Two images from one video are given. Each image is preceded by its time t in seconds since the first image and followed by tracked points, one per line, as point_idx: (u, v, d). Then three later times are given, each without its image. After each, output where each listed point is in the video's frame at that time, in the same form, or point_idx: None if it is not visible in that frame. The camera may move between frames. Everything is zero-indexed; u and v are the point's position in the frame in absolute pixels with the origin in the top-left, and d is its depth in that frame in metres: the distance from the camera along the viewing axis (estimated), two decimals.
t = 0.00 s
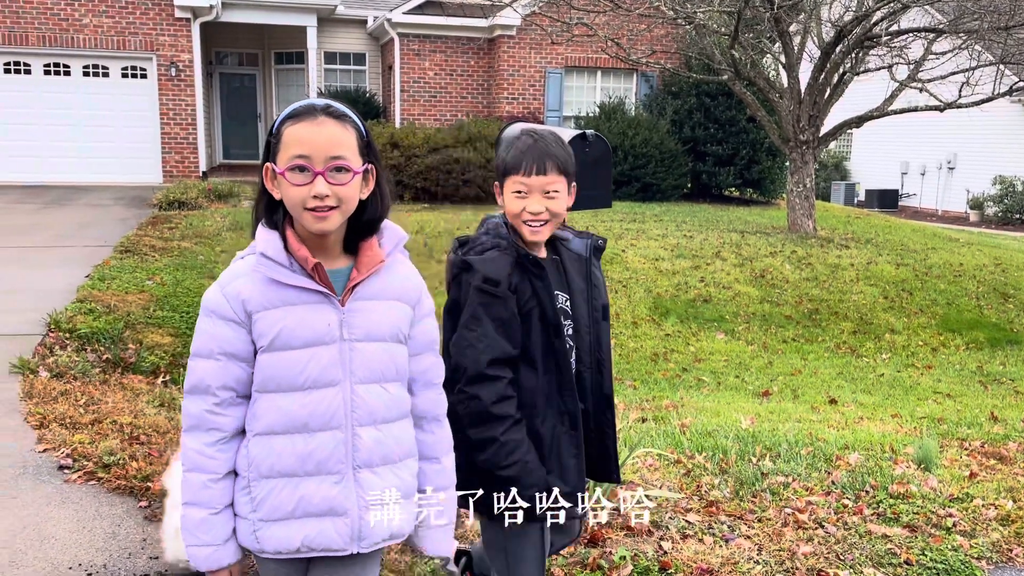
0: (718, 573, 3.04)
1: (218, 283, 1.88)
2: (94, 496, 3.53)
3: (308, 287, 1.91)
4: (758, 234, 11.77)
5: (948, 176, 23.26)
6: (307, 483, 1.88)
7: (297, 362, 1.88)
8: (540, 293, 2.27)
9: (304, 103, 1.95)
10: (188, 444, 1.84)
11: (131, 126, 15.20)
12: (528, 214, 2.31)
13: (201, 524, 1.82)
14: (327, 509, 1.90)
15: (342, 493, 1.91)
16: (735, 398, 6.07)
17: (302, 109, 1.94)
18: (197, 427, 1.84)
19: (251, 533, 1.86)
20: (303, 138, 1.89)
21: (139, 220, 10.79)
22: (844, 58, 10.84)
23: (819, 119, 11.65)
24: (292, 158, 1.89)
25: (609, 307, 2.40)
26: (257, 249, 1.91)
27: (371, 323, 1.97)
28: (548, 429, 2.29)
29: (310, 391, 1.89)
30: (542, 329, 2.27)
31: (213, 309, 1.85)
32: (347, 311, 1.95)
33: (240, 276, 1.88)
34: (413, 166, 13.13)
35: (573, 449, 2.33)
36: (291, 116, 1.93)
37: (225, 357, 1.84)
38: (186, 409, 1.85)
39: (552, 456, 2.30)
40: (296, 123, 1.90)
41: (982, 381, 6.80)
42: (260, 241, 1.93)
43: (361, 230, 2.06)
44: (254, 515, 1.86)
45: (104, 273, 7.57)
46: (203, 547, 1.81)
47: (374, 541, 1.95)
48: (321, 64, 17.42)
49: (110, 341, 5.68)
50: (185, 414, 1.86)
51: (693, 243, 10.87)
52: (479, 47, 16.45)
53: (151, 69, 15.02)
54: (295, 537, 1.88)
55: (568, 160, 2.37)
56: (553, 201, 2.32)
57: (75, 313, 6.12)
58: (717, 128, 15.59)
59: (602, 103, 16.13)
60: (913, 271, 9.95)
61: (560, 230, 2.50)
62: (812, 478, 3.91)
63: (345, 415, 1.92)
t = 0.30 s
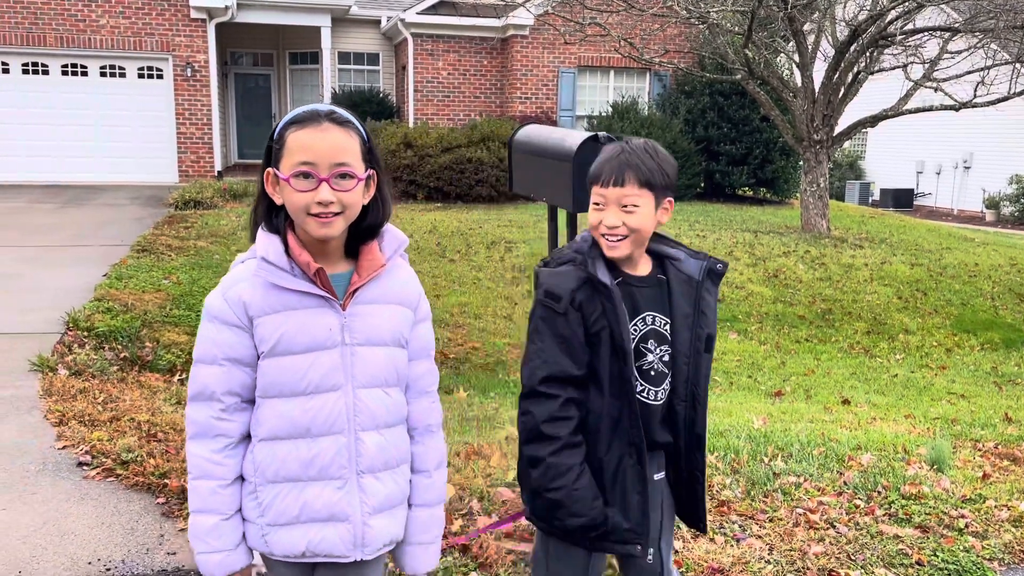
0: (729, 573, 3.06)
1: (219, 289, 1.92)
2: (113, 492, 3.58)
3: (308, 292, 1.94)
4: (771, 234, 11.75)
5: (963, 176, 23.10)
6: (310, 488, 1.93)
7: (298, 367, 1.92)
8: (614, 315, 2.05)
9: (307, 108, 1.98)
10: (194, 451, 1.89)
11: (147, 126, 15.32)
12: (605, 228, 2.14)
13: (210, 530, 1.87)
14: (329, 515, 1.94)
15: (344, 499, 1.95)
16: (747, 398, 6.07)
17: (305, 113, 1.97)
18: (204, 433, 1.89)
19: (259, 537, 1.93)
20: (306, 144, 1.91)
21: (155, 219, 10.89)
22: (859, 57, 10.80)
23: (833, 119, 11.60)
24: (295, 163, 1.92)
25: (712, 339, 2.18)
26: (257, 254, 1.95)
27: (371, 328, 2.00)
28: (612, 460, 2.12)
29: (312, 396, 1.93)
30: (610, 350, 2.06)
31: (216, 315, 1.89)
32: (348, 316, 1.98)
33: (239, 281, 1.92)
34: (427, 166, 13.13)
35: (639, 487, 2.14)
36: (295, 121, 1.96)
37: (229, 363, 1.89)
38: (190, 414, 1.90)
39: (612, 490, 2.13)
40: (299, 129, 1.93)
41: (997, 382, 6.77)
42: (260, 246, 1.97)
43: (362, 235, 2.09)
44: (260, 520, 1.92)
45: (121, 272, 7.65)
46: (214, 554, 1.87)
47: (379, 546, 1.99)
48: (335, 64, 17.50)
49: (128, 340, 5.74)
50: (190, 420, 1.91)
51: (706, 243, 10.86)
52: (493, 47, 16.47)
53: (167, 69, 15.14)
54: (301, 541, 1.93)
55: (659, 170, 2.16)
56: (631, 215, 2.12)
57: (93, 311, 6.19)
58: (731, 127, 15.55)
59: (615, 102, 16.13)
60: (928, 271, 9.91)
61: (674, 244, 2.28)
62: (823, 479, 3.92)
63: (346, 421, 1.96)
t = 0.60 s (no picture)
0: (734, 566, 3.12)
1: (231, 292, 1.98)
2: (131, 486, 3.66)
3: (317, 298, 2.00)
4: (782, 232, 11.76)
5: (977, 173, 22.97)
6: (321, 488, 2.00)
7: (307, 371, 1.98)
8: (682, 322, 2.05)
9: (317, 118, 2.03)
10: (209, 451, 1.95)
11: (160, 125, 15.44)
12: (684, 231, 2.15)
13: (229, 526, 1.94)
14: (340, 514, 2.00)
15: (353, 500, 2.01)
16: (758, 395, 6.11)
17: (317, 123, 2.02)
18: (219, 434, 1.95)
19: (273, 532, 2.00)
20: (317, 153, 1.97)
21: (169, 218, 11.00)
22: (870, 55, 10.79)
23: (844, 117, 11.60)
24: (306, 172, 1.97)
25: (817, 353, 2.14)
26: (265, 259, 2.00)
27: (377, 332, 2.05)
28: (681, 472, 2.13)
29: (322, 400, 1.99)
30: (679, 359, 2.08)
31: (228, 318, 1.95)
32: (355, 320, 2.04)
33: (250, 286, 1.97)
34: (438, 164, 13.19)
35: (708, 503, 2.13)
36: (307, 130, 2.01)
37: (242, 365, 1.95)
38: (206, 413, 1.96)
39: (678, 502, 2.15)
40: (310, 139, 1.99)
41: (1008, 380, 6.77)
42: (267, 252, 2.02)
43: (369, 241, 2.15)
44: (275, 516, 1.99)
45: (136, 269, 7.74)
46: (233, 552, 1.94)
47: (387, 543, 2.06)
48: (346, 62, 17.58)
49: (143, 337, 5.82)
50: (204, 422, 1.97)
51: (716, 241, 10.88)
52: (504, 45, 16.52)
53: (181, 68, 15.26)
54: (314, 539, 1.99)
55: (741, 172, 2.13)
56: (707, 217, 2.11)
57: (109, 309, 6.28)
58: (742, 125, 15.56)
59: (626, 100, 16.15)
60: (939, 270, 9.90)
61: (778, 252, 2.24)
62: (830, 476, 3.95)
63: (354, 423, 2.01)
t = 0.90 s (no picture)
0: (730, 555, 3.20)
1: (241, 290, 2.04)
2: (142, 477, 3.74)
3: (325, 296, 2.06)
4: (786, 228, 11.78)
5: (983, 169, 22.90)
6: (330, 479, 2.06)
7: (315, 366, 2.04)
8: (715, 341, 2.05)
9: (326, 123, 2.10)
10: (221, 444, 2.01)
11: (167, 122, 15.54)
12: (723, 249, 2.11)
13: (240, 515, 2.00)
14: (348, 503, 2.07)
15: (360, 490, 2.08)
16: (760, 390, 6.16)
17: (327, 128, 2.10)
18: (230, 427, 2.01)
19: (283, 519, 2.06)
20: (328, 158, 2.04)
21: (176, 214, 11.09)
22: (874, 51, 10.79)
23: (847, 113, 11.59)
24: (316, 176, 2.04)
25: (864, 380, 2.05)
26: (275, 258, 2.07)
27: (383, 329, 2.13)
28: (710, 495, 2.13)
29: (330, 394, 2.05)
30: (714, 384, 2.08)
31: (240, 316, 2.01)
32: (362, 317, 2.11)
33: (261, 285, 2.04)
34: (443, 161, 13.25)
35: (735, 529, 2.12)
36: (316, 135, 2.08)
37: (253, 360, 2.01)
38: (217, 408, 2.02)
39: (708, 525, 2.14)
40: (320, 143, 2.06)
41: (1008, 375, 6.81)
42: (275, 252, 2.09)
43: (374, 241, 2.21)
44: (285, 505, 2.05)
45: (144, 266, 7.83)
46: (245, 539, 2.00)
47: (392, 531, 2.13)
48: (352, 59, 17.65)
49: (152, 332, 5.90)
50: (215, 415, 2.03)
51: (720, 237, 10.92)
52: (509, 42, 16.54)
53: (187, 65, 15.35)
54: (323, 527, 2.06)
55: (781, 190, 2.07)
56: (740, 234, 2.07)
57: (118, 304, 6.36)
58: (747, 121, 15.55)
59: (631, 97, 16.17)
60: (942, 266, 9.91)
61: (838, 271, 2.16)
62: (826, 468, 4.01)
63: (361, 417, 2.08)
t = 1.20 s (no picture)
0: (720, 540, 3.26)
1: (246, 280, 2.07)
2: (141, 467, 3.79)
3: (329, 286, 2.11)
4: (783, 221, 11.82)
5: (981, 162, 22.92)
6: (335, 464, 2.11)
7: (321, 356, 2.09)
8: (751, 330, 2.02)
9: (330, 116, 2.15)
10: (228, 431, 2.05)
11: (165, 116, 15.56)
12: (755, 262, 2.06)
13: (247, 502, 2.05)
14: (352, 488, 2.12)
15: (365, 475, 2.14)
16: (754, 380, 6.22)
17: (331, 121, 2.14)
18: (237, 415, 2.05)
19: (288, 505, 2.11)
20: (335, 151, 2.09)
21: (175, 209, 11.12)
22: (870, 44, 10.81)
23: (844, 106, 11.43)
24: (322, 169, 2.09)
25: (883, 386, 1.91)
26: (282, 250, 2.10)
27: (385, 319, 2.17)
28: (733, 483, 2.11)
29: (335, 382, 2.10)
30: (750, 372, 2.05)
31: (246, 306, 2.04)
32: (365, 307, 2.16)
33: (267, 276, 2.07)
34: (440, 155, 13.27)
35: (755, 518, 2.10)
36: (322, 127, 2.13)
37: (260, 349, 2.05)
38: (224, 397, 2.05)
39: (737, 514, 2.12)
40: (326, 136, 2.10)
41: (1001, 366, 6.86)
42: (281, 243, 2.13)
43: (376, 232, 2.26)
44: (291, 491, 2.10)
45: (142, 260, 7.86)
46: (253, 524, 2.04)
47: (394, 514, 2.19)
48: (350, 54, 17.68)
49: (151, 326, 5.95)
50: (222, 404, 2.07)
51: (717, 230, 10.97)
52: (506, 36, 16.58)
53: (185, 60, 15.36)
54: (328, 511, 2.12)
55: (798, 193, 1.97)
56: (761, 244, 2.01)
57: (117, 298, 6.41)
58: (744, 115, 15.56)
59: (628, 90, 16.21)
60: (938, 258, 9.96)
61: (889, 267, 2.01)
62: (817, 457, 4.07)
63: (366, 404, 2.13)
